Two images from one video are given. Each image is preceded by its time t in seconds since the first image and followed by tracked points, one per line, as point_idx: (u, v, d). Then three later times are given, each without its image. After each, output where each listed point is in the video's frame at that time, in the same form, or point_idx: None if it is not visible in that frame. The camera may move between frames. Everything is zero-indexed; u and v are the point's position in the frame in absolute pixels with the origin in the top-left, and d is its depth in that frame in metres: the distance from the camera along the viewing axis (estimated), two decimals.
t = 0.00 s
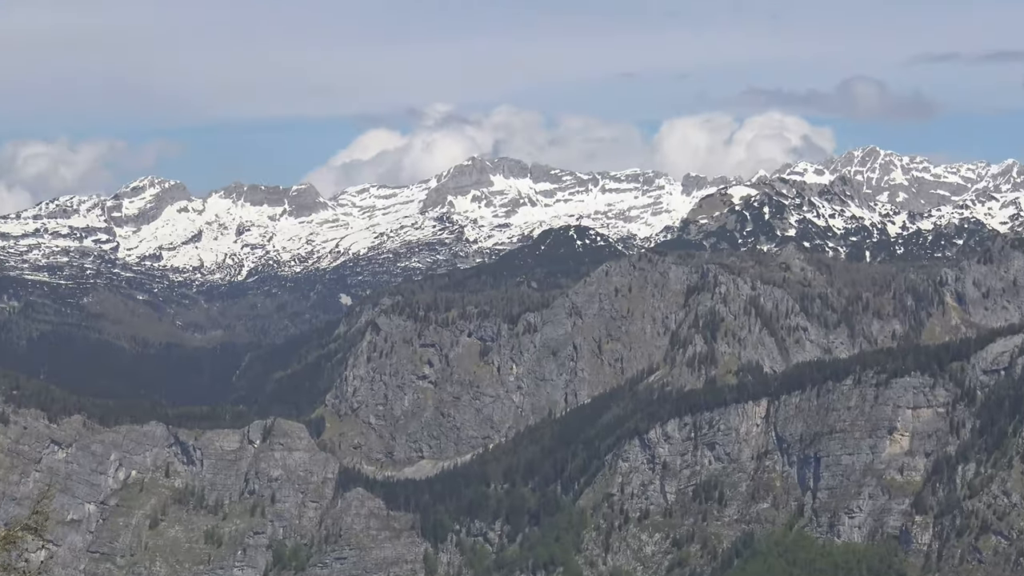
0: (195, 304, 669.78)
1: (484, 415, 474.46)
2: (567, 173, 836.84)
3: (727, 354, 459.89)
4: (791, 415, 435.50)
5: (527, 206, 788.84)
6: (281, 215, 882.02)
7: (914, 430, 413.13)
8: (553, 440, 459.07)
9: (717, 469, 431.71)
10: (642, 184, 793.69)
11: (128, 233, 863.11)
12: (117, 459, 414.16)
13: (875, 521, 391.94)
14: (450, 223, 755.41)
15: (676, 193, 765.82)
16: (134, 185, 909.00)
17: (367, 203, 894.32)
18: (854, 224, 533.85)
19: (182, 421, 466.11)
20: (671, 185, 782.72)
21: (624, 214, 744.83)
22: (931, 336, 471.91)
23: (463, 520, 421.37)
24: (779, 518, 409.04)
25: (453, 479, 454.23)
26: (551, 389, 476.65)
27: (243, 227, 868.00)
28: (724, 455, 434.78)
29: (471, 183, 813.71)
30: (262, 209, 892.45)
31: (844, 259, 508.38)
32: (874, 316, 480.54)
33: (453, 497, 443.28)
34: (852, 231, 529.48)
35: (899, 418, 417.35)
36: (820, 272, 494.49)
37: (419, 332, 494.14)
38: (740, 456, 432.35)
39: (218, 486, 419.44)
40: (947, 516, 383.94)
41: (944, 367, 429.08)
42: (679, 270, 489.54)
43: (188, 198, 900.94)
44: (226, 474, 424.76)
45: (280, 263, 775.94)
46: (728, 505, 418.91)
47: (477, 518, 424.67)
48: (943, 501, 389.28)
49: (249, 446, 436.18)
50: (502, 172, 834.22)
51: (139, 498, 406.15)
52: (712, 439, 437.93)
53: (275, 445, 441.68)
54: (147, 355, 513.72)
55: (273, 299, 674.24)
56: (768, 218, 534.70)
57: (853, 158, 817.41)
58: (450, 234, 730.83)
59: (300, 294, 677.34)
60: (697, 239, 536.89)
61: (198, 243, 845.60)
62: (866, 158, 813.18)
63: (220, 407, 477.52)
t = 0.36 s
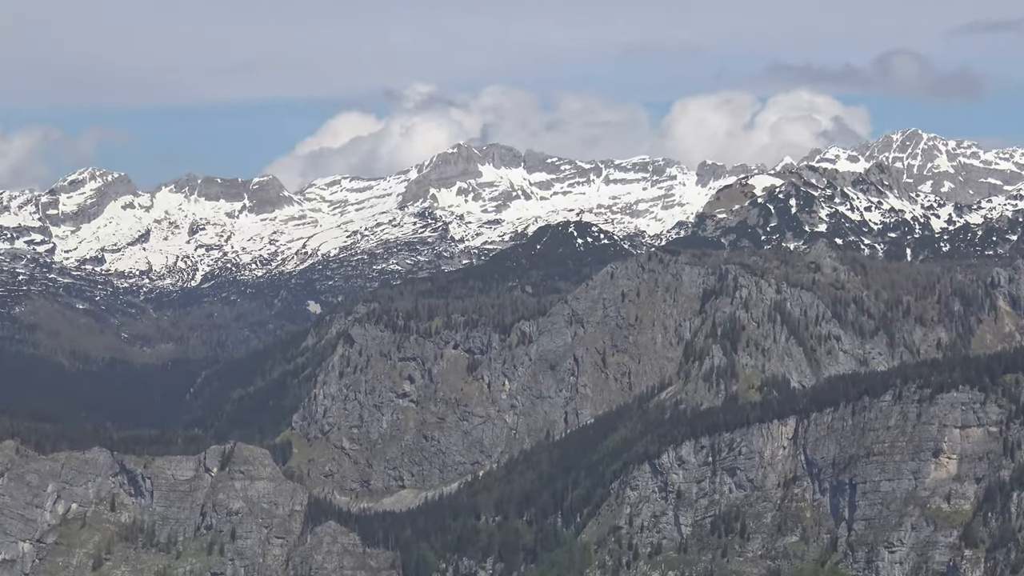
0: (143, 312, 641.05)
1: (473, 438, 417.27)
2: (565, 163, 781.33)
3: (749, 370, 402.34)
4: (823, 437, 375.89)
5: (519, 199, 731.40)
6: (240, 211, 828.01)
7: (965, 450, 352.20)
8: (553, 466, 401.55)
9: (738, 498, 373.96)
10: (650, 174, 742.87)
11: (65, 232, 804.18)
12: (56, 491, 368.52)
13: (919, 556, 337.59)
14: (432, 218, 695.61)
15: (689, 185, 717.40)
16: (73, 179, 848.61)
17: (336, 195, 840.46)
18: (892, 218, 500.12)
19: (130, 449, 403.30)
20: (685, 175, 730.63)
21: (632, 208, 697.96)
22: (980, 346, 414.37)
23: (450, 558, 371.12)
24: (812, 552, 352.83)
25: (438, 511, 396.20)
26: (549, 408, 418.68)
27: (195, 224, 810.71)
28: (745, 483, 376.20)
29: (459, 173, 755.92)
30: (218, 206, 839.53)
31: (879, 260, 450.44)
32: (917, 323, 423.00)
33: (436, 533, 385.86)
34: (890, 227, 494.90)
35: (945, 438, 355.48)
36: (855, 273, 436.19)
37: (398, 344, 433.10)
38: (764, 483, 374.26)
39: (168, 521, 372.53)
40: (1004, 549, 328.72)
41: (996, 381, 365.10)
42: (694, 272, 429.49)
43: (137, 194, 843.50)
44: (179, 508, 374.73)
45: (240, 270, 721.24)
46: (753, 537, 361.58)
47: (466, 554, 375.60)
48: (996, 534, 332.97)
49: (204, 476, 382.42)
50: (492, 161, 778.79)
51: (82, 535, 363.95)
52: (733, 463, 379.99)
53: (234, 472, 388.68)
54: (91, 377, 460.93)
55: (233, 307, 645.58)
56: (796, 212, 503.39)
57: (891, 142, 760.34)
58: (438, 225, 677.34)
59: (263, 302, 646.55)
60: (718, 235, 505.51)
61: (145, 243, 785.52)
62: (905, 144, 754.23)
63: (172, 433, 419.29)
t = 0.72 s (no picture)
0: (112, 327, 644.16)
1: (457, 457, 398.96)
2: (551, 169, 766.00)
3: (745, 387, 385.71)
4: (821, 456, 358.05)
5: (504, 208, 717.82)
6: (212, 222, 811.46)
7: (970, 472, 335.55)
8: (541, 486, 383.46)
9: (733, 520, 356.85)
10: (641, 182, 732.22)
11: (29, 242, 786.34)
12: (21, 515, 354.24)
13: None
14: (413, 229, 691.35)
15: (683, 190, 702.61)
16: (40, 188, 831.26)
17: (312, 204, 825.52)
18: (894, 228, 500.30)
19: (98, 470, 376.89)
20: (678, 182, 717.71)
21: (622, 217, 684.69)
22: (986, 361, 397.02)
23: None
24: None
25: (420, 534, 377.85)
26: (536, 425, 401.11)
27: (165, 235, 794.20)
28: (740, 503, 358.67)
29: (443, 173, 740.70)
30: (190, 215, 823.59)
31: (878, 267, 431.91)
32: (920, 337, 405.50)
33: (419, 555, 368.80)
34: (892, 236, 493.58)
35: (949, 456, 338.65)
36: (855, 284, 417.57)
37: (378, 360, 417.64)
38: (760, 504, 356.84)
39: (139, 546, 356.09)
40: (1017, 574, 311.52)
41: (1002, 397, 348.07)
42: (687, 283, 411.38)
43: (104, 204, 826.05)
44: (149, 532, 359.17)
45: (213, 284, 707.34)
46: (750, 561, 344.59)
47: None
48: (1002, 557, 316.14)
49: (176, 498, 364.88)
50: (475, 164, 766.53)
51: (47, 560, 349.18)
52: (727, 484, 362.84)
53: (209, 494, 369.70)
54: (57, 401, 444.64)
55: (205, 321, 650.37)
56: (795, 221, 504.55)
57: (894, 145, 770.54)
58: (418, 236, 679.77)
59: (238, 316, 650.77)
60: (713, 244, 507.26)
61: (112, 256, 768.61)
62: (909, 148, 761.70)
63: (141, 454, 398.81)
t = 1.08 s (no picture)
0: (85, 341, 646.74)
1: (429, 473, 398.86)
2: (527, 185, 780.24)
3: (717, 404, 386.62)
4: (794, 473, 357.24)
5: (478, 224, 734.39)
6: (186, 235, 814.87)
7: (940, 489, 333.27)
8: (513, 502, 383.54)
9: (705, 537, 357.55)
10: (616, 199, 743.92)
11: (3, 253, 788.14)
12: None
13: None
14: (388, 243, 706.17)
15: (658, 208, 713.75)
16: (15, 202, 833.27)
17: (286, 219, 829.85)
18: (867, 244, 508.06)
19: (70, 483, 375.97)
20: (653, 202, 730.06)
21: (596, 233, 696.51)
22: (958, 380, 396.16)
23: None
24: None
25: (392, 550, 377.68)
26: (509, 442, 401.42)
27: (139, 248, 797.04)
28: (712, 522, 358.72)
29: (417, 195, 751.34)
30: (164, 228, 825.95)
31: (850, 285, 434.16)
32: (893, 355, 404.76)
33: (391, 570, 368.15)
34: (864, 253, 503.19)
35: (921, 475, 336.10)
36: (829, 303, 419.17)
37: (352, 375, 418.11)
38: (732, 520, 356.75)
39: (111, 560, 355.94)
40: None
41: (974, 415, 344.64)
42: (661, 301, 412.51)
43: (78, 217, 828.26)
44: (121, 546, 358.64)
45: (186, 300, 711.60)
46: None
47: None
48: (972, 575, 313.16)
49: (148, 511, 363.88)
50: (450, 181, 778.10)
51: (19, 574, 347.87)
52: (699, 501, 363.11)
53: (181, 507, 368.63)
54: (25, 415, 446.14)
55: (180, 336, 656.07)
56: (768, 238, 509.08)
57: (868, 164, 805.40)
58: (391, 254, 693.10)
59: (211, 330, 655.74)
60: (686, 261, 515.44)
61: (87, 269, 770.78)
62: (883, 167, 796.32)
63: (114, 467, 397.40)
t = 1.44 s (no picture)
0: (46, 351, 645.97)
1: (390, 484, 399.49)
2: (489, 199, 782.07)
3: (678, 416, 387.59)
4: (754, 485, 358.43)
5: (440, 234, 739.07)
6: (148, 246, 813.85)
7: (900, 501, 335.28)
8: (473, 514, 383.59)
9: (666, 548, 357.95)
10: (577, 211, 747.04)
11: None
12: None
13: None
14: (351, 255, 709.66)
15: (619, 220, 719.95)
16: None
17: (249, 228, 830.35)
18: (828, 257, 510.92)
19: (30, 492, 376.40)
20: (614, 211, 734.68)
21: (558, 245, 701.80)
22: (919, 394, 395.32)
23: None
24: None
25: (353, 561, 377.59)
26: (470, 453, 401.56)
27: (100, 257, 797.13)
28: (672, 533, 359.31)
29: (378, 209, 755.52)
30: (127, 237, 825.68)
31: (810, 298, 435.01)
32: (854, 367, 405.62)
33: None
34: (826, 266, 505.92)
35: (881, 487, 337.72)
36: (790, 315, 420.06)
37: (313, 386, 418.20)
38: (693, 532, 357.99)
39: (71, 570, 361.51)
40: None
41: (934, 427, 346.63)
42: (622, 312, 413.21)
43: (40, 228, 827.63)
44: (80, 557, 364.15)
45: (148, 311, 713.67)
46: None
47: None
48: None
49: (109, 522, 368.25)
50: (413, 192, 780.90)
51: None
52: (660, 512, 363.01)
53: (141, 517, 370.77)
54: None
55: (141, 346, 656.75)
56: (731, 250, 514.36)
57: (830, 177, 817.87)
58: (353, 265, 698.47)
59: (173, 341, 657.00)
60: (649, 272, 520.50)
61: (48, 279, 770.93)
62: (845, 179, 807.62)
63: (74, 478, 396.12)
